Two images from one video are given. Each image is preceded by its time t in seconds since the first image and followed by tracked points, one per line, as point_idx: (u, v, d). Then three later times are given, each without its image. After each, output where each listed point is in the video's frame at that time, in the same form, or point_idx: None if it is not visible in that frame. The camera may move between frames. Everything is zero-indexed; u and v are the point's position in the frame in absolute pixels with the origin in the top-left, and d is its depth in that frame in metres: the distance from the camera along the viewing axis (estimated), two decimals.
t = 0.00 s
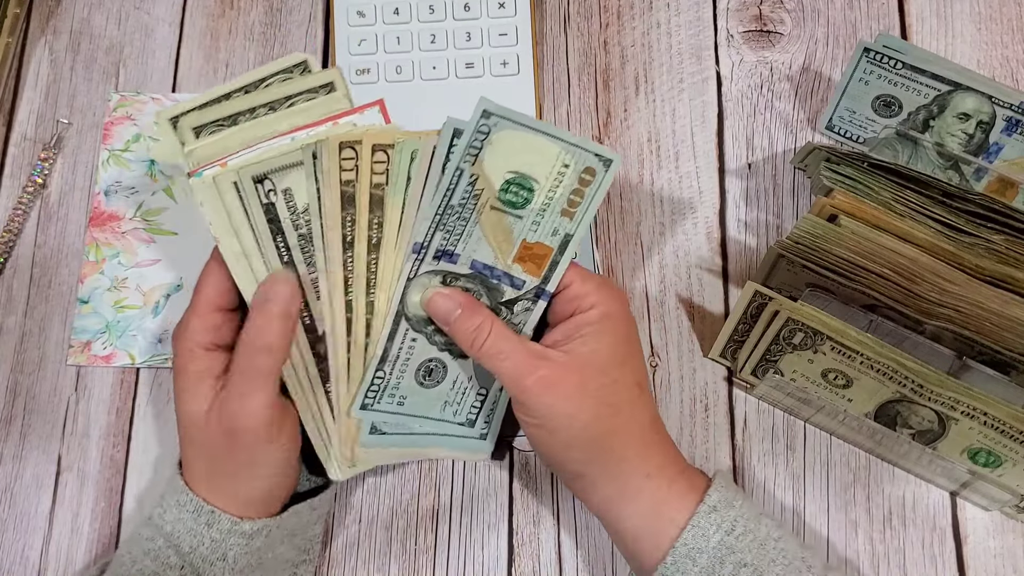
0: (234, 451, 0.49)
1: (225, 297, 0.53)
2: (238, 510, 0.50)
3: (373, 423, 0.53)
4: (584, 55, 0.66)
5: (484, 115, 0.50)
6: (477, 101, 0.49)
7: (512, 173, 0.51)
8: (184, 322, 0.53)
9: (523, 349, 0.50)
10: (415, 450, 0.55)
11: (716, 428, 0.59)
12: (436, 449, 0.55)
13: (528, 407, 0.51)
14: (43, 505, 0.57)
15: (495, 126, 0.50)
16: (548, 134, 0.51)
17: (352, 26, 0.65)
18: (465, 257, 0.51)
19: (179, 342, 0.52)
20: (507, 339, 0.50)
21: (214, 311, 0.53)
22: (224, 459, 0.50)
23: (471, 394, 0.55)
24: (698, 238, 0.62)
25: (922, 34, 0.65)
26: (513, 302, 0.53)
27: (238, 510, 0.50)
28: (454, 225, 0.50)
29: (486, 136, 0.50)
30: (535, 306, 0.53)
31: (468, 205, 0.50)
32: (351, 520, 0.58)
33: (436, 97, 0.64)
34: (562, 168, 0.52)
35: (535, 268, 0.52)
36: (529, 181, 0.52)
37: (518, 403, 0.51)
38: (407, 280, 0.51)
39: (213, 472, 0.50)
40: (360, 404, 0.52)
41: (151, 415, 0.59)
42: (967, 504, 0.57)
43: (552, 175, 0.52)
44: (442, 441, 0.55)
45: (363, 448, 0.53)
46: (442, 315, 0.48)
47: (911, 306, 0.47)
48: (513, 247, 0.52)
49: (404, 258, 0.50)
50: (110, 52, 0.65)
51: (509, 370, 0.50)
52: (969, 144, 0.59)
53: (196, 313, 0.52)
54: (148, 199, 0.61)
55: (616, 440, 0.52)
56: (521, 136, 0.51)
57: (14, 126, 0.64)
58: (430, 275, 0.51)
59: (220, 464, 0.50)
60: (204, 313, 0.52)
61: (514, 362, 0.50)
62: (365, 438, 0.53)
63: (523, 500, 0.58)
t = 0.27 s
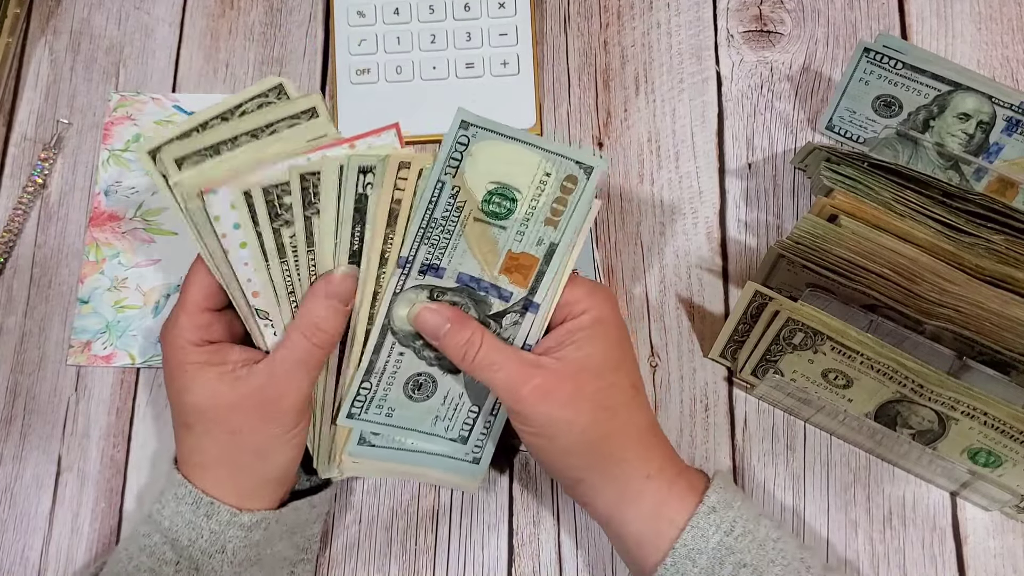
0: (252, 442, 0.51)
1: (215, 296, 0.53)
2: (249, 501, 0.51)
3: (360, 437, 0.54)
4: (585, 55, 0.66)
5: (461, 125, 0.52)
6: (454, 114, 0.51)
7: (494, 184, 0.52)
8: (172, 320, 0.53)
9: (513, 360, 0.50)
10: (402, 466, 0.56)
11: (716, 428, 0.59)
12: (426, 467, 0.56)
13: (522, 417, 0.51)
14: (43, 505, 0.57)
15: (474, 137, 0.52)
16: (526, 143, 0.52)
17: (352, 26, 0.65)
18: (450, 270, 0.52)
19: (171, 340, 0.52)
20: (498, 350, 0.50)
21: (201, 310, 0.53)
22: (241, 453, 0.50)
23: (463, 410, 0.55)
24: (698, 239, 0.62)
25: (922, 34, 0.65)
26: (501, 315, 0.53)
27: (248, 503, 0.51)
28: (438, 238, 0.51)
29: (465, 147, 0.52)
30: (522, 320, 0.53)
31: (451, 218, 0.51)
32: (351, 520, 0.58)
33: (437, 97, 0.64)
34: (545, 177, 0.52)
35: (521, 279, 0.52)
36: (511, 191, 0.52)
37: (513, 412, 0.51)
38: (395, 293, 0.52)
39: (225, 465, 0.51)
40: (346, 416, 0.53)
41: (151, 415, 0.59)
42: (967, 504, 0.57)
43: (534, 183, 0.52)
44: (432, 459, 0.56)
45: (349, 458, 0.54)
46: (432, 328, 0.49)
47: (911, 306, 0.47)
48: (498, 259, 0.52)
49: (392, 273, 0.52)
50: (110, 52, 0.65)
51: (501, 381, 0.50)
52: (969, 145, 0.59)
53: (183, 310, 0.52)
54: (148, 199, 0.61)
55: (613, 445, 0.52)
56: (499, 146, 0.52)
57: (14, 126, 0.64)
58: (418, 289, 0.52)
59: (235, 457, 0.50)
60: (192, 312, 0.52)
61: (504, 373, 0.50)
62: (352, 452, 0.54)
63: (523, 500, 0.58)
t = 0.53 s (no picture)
0: (243, 441, 0.50)
1: (218, 296, 0.53)
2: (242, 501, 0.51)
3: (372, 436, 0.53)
4: (584, 55, 0.66)
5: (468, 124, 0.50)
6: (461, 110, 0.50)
7: (501, 180, 0.51)
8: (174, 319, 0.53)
9: (523, 357, 0.50)
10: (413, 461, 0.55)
11: (716, 428, 0.59)
12: (436, 465, 0.56)
13: (530, 413, 0.51)
14: (43, 505, 0.57)
15: (484, 134, 0.51)
16: (538, 140, 0.51)
17: (352, 26, 0.65)
18: (457, 265, 0.51)
19: (170, 340, 0.52)
20: (506, 345, 0.49)
21: (205, 309, 0.53)
22: (235, 453, 0.50)
23: (469, 405, 0.55)
24: (698, 239, 0.62)
25: (922, 34, 0.65)
26: (508, 311, 0.52)
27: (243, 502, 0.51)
28: (445, 234, 0.50)
29: (473, 143, 0.51)
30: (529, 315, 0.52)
31: (458, 214, 0.51)
32: (351, 520, 0.58)
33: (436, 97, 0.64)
34: (552, 173, 0.52)
35: (528, 274, 0.52)
36: (519, 188, 0.51)
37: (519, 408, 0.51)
38: (400, 289, 0.51)
39: (220, 466, 0.50)
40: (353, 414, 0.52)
41: (151, 414, 0.59)
42: (967, 504, 0.57)
43: (542, 181, 0.51)
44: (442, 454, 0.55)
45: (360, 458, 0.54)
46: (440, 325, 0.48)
47: (911, 306, 0.47)
48: (506, 254, 0.51)
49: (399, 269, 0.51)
50: (110, 52, 0.65)
51: (510, 378, 0.50)
52: (969, 145, 0.59)
53: (187, 309, 0.53)
54: (148, 198, 0.61)
55: (620, 440, 0.52)
56: (506, 142, 0.51)
57: (14, 126, 0.64)
58: (423, 285, 0.51)
59: (229, 457, 0.50)
60: (195, 310, 0.53)
61: (513, 370, 0.50)
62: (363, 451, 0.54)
63: (523, 500, 0.58)
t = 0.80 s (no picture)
0: (234, 443, 0.50)
1: (215, 298, 0.54)
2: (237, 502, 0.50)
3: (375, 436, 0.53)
4: (584, 55, 0.66)
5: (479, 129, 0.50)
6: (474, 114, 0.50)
7: (510, 185, 0.51)
8: (170, 322, 0.53)
9: (524, 355, 0.50)
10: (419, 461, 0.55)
11: (716, 428, 0.59)
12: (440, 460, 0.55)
13: (532, 410, 0.51)
14: (43, 505, 0.57)
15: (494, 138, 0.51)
16: (551, 148, 0.51)
17: (352, 26, 0.65)
18: (462, 265, 0.51)
19: (166, 340, 0.52)
20: (508, 342, 0.49)
21: (201, 310, 0.53)
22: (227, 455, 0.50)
23: (467, 401, 0.55)
24: (698, 238, 0.62)
25: (922, 34, 0.65)
26: (510, 312, 0.52)
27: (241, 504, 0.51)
28: (451, 233, 0.50)
29: (483, 146, 0.51)
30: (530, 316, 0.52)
31: (465, 215, 0.50)
32: (352, 520, 0.58)
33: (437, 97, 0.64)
34: (561, 181, 0.51)
35: (531, 278, 0.52)
36: (528, 193, 0.51)
37: (520, 405, 0.51)
38: (404, 285, 0.51)
39: (213, 467, 0.50)
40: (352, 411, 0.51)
41: (152, 415, 0.59)
42: (967, 504, 0.57)
43: (551, 188, 0.51)
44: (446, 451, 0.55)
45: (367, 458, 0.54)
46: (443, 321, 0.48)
47: (911, 306, 0.47)
48: (510, 256, 0.51)
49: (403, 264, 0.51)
50: (110, 52, 0.65)
51: (510, 375, 0.50)
52: (969, 145, 0.59)
53: (183, 312, 0.53)
54: (148, 199, 0.61)
55: (620, 441, 0.52)
56: (515, 148, 0.51)
57: (14, 126, 0.64)
58: (427, 283, 0.51)
59: (221, 459, 0.50)
60: (191, 312, 0.53)
61: (515, 368, 0.49)
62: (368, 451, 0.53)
63: (523, 500, 0.58)
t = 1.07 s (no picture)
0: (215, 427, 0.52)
1: (190, 287, 0.55)
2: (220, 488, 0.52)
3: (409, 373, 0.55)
4: (584, 55, 0.66)
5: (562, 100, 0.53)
6: (616, 74, 0.51)
7: (626, 151, 0.52)
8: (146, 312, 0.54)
9: (579, 311, 0.51)
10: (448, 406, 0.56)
11: (716, 428, 0.59)
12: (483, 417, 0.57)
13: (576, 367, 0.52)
14: (43, 505, 0.57)
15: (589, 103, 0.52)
16: (661, 121, 0.52)
17: (352, 26, 0.65)
18: (546, 214, 0.52)
19: (142, 332, 0.53)
20: (568, 298, 0.50)
21: (175, 297, 0.54)
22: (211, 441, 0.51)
23: (505, 349, 0.56)
24: (698, 238, 0.61)
25: (922, 34, 0.65)
26: (574, 275, 0.53)
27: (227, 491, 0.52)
28: (547, 178, 0.52)
29: (611, 107, 0.52)
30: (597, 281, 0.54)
31: (569, 164, 0.52)
32: (352, 520, 0.58)
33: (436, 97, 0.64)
34: (675, 165, 0.52)
35: (610, 250, 0.53)
36: (637, 164, 0.52)
37: (566, 361, 0.51)
38: (484, 215, 0.52)
39: (200, 453, 0.52)
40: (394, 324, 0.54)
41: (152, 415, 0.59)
42: (967, 504, 0.57)
43: (668, 162, 0.52)
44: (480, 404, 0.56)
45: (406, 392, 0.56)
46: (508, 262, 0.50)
47: (911, 306, 0.47)
48: (592, 223, 0.52)
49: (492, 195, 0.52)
50: (110, 52, 0.65)
51: (562, 327, 0.50)
52: (969, 145, 0.59)
53: (159, 300, 0.54)
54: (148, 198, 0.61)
55: (652, 423, 0.52)
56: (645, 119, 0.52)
57: (14, 126, 0.64)
58: (505, 220, 0.52)
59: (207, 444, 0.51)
60: (166, 301, 0.54)
61: (568, 322, 0.50)
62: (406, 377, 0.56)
63: (523, 500, 0.58)
